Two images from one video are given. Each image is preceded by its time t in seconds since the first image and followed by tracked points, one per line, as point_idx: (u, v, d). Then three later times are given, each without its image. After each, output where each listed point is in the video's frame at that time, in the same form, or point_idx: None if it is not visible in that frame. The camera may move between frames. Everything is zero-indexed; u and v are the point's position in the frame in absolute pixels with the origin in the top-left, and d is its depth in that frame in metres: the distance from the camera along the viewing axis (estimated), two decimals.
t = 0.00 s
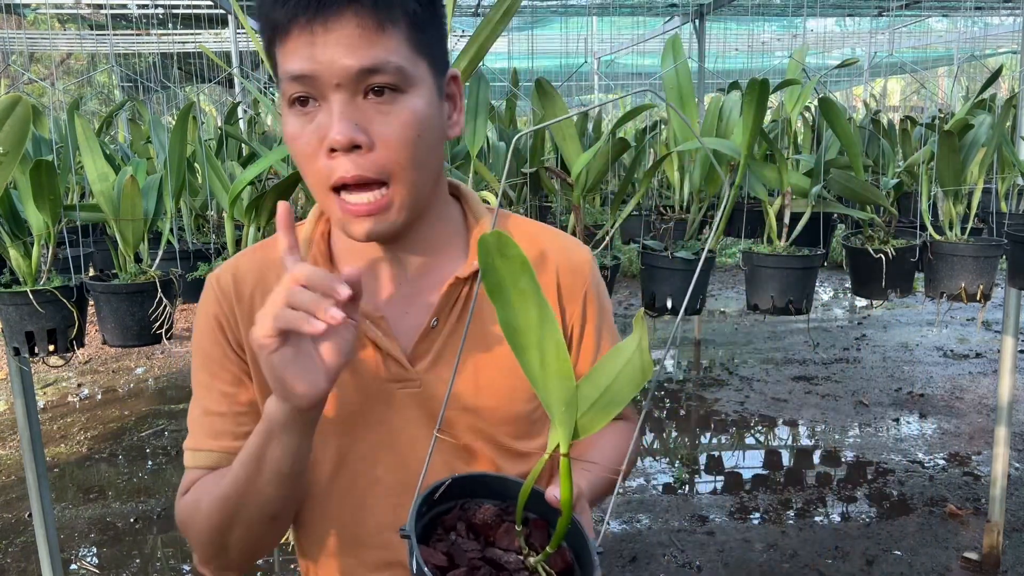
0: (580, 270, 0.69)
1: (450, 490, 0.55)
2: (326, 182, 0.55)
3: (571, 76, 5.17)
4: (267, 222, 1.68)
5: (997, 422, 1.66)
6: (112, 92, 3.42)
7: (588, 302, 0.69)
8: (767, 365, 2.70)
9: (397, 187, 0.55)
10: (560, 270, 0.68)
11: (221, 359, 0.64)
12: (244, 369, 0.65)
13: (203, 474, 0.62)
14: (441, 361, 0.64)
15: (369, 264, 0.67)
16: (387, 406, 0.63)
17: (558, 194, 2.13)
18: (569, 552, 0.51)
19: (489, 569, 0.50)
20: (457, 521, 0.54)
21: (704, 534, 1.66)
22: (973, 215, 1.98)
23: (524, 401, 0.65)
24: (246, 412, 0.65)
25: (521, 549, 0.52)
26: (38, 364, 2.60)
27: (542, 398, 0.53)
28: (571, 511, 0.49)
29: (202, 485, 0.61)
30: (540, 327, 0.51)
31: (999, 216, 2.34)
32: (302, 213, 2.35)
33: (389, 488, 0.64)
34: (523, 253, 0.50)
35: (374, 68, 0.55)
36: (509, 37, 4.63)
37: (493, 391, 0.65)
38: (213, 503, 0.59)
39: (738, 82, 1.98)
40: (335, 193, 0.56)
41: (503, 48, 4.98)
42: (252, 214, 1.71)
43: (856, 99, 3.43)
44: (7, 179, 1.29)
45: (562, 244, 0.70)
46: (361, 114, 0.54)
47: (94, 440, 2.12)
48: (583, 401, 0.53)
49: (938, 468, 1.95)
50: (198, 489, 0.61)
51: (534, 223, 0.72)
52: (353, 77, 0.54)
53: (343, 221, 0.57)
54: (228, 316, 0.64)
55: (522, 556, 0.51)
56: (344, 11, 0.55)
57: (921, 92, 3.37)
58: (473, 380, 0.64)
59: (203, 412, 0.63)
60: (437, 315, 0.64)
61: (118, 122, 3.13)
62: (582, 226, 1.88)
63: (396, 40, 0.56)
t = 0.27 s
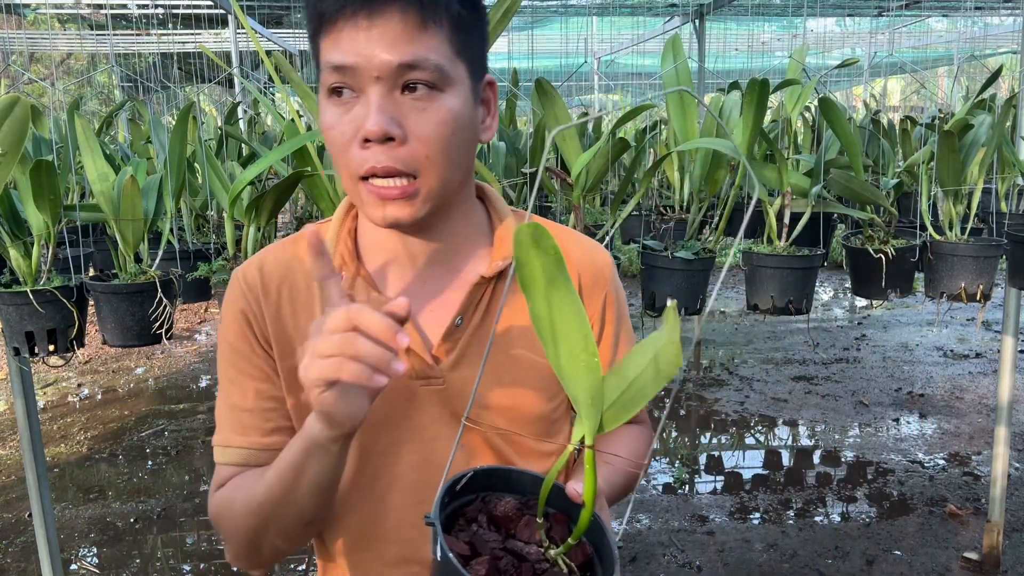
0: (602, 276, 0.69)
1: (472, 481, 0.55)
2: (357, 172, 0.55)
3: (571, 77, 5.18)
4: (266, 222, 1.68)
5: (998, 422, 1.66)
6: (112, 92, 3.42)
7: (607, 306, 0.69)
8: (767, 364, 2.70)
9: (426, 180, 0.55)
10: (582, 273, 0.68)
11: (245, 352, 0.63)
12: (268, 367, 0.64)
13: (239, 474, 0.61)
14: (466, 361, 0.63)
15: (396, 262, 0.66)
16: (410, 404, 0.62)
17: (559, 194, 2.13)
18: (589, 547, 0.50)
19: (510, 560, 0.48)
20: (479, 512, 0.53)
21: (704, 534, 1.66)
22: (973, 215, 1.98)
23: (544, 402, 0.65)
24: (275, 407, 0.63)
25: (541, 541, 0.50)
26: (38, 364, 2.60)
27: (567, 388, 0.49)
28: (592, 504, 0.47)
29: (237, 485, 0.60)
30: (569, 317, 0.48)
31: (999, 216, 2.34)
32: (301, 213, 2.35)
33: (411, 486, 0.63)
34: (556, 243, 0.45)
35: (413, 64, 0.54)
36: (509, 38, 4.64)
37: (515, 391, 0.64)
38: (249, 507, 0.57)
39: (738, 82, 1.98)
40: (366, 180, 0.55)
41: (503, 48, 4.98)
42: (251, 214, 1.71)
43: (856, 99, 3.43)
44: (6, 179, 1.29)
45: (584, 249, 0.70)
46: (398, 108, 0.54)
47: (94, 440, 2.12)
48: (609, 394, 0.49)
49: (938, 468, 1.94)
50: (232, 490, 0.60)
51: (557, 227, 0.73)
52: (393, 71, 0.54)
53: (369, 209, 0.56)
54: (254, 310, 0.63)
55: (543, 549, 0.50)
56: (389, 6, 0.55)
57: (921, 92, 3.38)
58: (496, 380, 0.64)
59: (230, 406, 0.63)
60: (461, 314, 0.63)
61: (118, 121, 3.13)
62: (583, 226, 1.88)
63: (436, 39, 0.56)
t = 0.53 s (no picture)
0: (621, 282, 0.70)
1: (496, 491, 0.54)
2: (381, 164, 0.56)
3: (571, 77, 5.18)
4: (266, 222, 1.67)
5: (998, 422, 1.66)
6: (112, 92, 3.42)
7: (627, 307, 0.70)
8: (767, 364, 2.70)
9: (449, 174, 0.55)
10: (601, 273, 0.69)
11: (265, 345, 0.63)
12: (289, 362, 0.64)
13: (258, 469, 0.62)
14: (487, 359, 0.63)
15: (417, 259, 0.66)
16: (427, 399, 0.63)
17: (559, 193, 2.13)
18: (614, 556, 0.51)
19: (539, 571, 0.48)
20: (504, 523, 0.53)
21: (704, 533, 1.66)
22: (973, 215, 1.98)
23: (563, 402, 0.65)
24: (296, 401, 0.64)
25: (567, 552, 0.50)
26: (38, 364, 2.60)
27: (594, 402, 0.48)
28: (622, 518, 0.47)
29: (257, 481, 0.60)
30: (596, 332, 0.46)
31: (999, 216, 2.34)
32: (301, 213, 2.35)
33: (425, 483, 0.63)
34: (589, 261, 0.44)
35: (445, 58, 0.56)
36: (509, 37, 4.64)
37: (532, 391, 0.64)
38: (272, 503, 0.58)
39: (737, 82, 1.98)
40: (388, 172, 0.56)
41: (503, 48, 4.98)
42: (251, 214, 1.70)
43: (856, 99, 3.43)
44: (6, 179, 1.29)
45: (604, 252, 0.71)
46: (427, 101, 0.55)
47: (94, 440, 2.12)
48: (638, 408, 0.47)
49: (938, 468, 1.95)
50: (253, 484, 0.60)
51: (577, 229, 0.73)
52: (423, 64, 0.55)
53: (392, 202, 0.57)
54: (276, 304, 0.63)
55: (569, 559, 0.50)
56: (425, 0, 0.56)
57: (921, 92, 3.38)
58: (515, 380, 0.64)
59: (251, 400, 0.63)
60: (483, 313, 0.63)
61: (118, 121, 3.13)
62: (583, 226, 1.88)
63: (470, 35, 0.57)
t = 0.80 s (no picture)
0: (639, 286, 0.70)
1: (520, 491, 0.55)
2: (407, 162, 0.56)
3: (570, 77, 5.18)
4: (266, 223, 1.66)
5: (998, 422, 1.65)
6: (112, 92, 3.42)
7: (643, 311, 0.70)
8: (767, 364, 2.70)
9: (475, 174, 0.55)
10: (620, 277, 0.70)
11: (283, 341, 0.64)
12: (306, 356, 0.64)
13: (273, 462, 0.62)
14: (504, 360, 0.63)
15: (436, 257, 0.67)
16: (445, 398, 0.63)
17: (560, 193, 2.13)
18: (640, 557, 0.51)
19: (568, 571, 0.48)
20: (528, 523, 0.53)
21: (704, 533, 1.66)
22: (973, 215, 1.98)
23: (579, 405, 0.65)
24: (311, 394, 0.64)
25: (593, 552, 0.50)
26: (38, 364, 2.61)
27: (624, 399, 0.48)
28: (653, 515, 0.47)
29: (272, 474, 0.60)
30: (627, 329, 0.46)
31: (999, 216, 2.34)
32: (301, 213, 2.35)
33: (440, 480, 0.63)
34: (622, 254, 0.46)
35: (473, 55, 0.56)
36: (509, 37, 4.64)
37: (551, 392, 0.64)
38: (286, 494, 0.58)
39: (737, 83, 1.99)
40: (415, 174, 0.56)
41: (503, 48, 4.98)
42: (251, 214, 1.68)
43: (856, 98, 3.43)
44: (7, 179, 1.29)
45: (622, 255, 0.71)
46: (455, 98, 0.55)
47: (94, 440, 2.12)
48: (669, 405, 0.47)
49: (938, 468, 1.95)
50: (268, 477, 0.60)
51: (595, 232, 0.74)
52: (454, 61, 0.56)
53: (416, 201, 0.57)
54: (294, 300, 0.63)
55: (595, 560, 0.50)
56: None
57: (922, 92, 3.37)
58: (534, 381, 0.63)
59: (264, 393, 0.63)
60: (501, 314, 0.63)
61: (118, 121, 3.13)
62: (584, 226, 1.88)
63: (499, 33, 0.58)
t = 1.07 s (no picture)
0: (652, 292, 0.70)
1: (540, 487, 0.55)
2: (428, 167, 0.56)
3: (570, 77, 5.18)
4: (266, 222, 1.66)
5: (998, 422, 1.65)
6: (112, 92, 3.42)
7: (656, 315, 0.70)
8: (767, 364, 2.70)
9: (495, 180, 0.56)
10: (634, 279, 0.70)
11: (296, 333, 0.64)
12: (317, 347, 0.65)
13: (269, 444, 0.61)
14: (517, 359, 0.63)
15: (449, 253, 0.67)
16: (458, 396, 0.63)
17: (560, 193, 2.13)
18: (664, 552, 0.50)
19: (592, 565, 0.48)
20: (550, 518, 0.53)
21: (704, 533, 1.66)
22: (973, 215, 1.98)
23: (592, 406, 0.64)
24: (319, 390, 0.64)
25: (615, 546, 0.50)
26: (38, 364, 2.61)
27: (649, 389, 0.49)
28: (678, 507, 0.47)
29: (269, 454, 0.59)
30: (656, 319, 0.48)
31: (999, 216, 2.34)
32: (301, 213, 2.35)
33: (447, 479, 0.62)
34: (651, 242, 0.47)
35: (496, 62, 0.56)
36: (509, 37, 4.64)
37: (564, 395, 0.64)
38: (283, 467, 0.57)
39: (738, 83, 1.99)
40: (434, 176, 0.57)
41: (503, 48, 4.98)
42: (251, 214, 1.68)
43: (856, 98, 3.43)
44: (7, 180, 1.29)
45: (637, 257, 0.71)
46: (476, 105, 0.56)
47: (94, 440, 2.12)
48: (696, 395, 0.49)
49: (938, 468, 1.95)
50: (265, 458, 0.59)
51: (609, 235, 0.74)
52: (475, 67, 0.56)
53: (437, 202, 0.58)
54: (308, 292, 0.64)
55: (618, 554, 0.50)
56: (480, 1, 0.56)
57: (922, 92, 3.38)
58: (547, 382, 0.63)
59: (273, 385, 0.63)
60: (515, 312, 0.63)
61: (118, 121, 3.13)
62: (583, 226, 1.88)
63: (520, 39, 0.57)
